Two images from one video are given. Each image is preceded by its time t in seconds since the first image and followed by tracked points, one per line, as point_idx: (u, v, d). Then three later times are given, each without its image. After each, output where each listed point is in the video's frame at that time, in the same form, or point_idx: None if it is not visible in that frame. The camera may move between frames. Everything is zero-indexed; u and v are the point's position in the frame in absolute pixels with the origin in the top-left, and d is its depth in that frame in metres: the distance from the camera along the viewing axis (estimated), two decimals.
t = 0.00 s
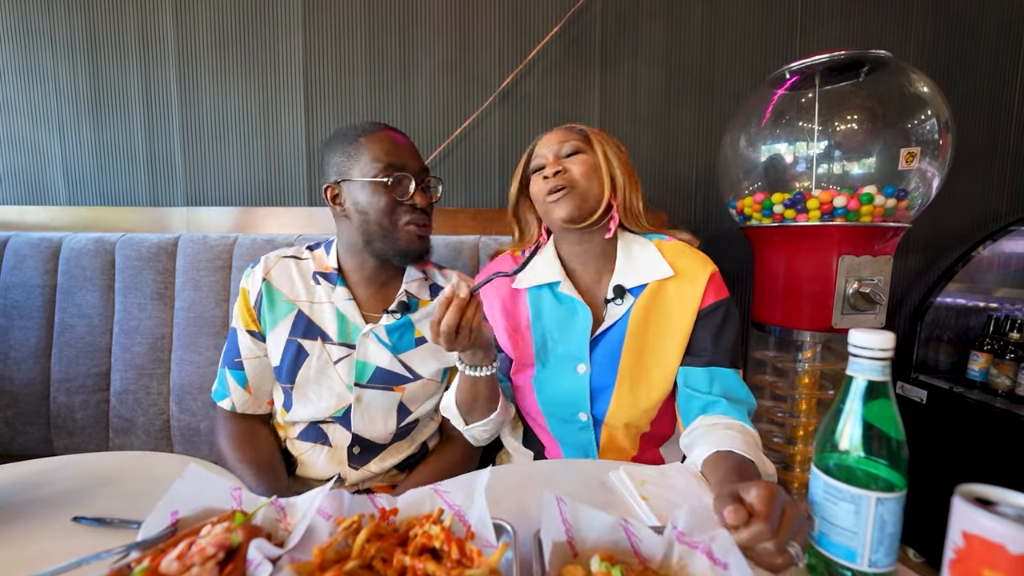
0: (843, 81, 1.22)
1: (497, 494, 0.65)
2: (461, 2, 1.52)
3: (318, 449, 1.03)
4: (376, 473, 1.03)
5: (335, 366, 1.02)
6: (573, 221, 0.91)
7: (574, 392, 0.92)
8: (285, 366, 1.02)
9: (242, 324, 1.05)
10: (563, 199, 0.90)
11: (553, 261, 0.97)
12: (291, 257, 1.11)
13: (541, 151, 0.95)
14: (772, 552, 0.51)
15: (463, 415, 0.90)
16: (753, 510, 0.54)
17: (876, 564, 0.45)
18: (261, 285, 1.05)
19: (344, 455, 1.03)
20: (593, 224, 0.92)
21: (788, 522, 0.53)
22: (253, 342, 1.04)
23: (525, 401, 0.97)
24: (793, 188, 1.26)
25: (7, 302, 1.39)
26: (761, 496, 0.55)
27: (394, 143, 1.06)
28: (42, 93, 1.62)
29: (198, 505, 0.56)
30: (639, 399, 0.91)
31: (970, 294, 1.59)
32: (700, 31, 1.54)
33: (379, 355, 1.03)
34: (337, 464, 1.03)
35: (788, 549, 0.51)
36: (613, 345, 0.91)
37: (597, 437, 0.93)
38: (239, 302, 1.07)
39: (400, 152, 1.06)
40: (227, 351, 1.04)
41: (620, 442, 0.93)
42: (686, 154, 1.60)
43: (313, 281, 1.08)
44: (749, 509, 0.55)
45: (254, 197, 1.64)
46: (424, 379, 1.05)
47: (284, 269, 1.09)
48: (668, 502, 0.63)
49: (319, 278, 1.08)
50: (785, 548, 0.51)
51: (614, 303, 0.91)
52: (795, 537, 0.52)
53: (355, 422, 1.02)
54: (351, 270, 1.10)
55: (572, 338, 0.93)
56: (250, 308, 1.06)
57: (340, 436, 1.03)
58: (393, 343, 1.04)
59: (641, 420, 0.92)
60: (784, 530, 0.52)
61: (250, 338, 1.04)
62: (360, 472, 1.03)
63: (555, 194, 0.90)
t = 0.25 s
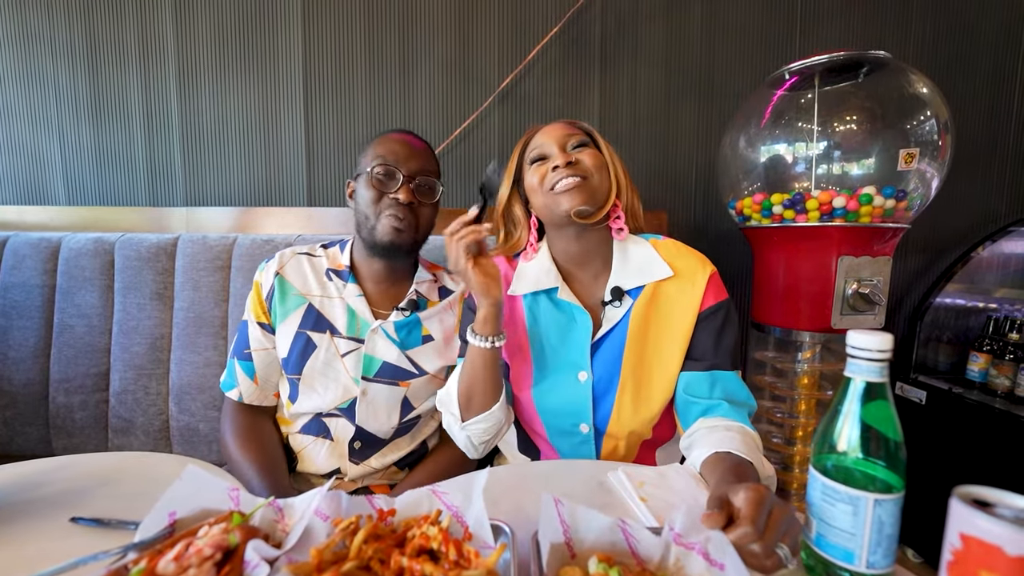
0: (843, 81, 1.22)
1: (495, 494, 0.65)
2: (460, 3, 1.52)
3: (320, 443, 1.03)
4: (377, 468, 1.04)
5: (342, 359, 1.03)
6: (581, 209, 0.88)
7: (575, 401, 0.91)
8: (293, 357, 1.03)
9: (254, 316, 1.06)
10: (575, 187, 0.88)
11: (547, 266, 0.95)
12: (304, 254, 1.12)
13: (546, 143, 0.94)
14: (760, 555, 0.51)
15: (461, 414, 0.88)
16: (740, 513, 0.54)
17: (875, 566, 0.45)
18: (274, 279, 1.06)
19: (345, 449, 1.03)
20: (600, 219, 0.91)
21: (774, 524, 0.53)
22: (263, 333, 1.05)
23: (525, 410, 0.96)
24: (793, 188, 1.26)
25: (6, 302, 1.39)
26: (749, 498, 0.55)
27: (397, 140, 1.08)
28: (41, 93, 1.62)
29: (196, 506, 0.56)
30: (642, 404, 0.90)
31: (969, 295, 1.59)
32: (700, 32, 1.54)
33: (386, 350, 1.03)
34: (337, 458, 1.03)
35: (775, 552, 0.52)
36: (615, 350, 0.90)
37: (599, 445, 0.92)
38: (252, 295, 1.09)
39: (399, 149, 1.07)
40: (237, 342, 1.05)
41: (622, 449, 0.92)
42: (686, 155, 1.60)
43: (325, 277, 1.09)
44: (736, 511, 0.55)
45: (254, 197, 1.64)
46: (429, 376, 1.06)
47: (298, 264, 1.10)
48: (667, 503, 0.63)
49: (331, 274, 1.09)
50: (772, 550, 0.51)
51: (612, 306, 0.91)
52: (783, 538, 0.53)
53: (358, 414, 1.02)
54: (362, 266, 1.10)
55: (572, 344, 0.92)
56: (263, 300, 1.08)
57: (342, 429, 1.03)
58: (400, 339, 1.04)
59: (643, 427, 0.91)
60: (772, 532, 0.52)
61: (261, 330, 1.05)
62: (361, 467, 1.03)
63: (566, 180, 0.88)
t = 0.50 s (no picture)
0: (841, 82, 1.22)
1: (493, 494, 0.65)
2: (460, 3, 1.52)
3: (323, 438, 1.04)
4: (380, 466, 1.03)
5: (351, 354, 1.03)
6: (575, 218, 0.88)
7: (567, 410, 0.90)
8: (302, 349, 1.04)
9: (266, 308, 1.08)
10: (570, 198, 0.86)
11: (539, 272, 0.95)
12: (320, 251, 1.14)
13: (541, 141, 0.91)
14: (759, 547, 0.52)
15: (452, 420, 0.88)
16: (737, 509, 0.55)
17: (871, 565, 0.45)
18: (288, 272, 1.08)
19: (348, 445, 1.03)
20: (595, 228, 0.91)
21: (772, 518, 0.54)
22: (274, 325, 1.06)
23: (518, 418, 0.95)
24: (792, 188, 1.26)
25: (5, 301, 1.39)
26: (747, 493, 0.55)
27: (411, 140, 1.12)
28: (40, 94, 1.62)
29: (194, 505, 0.56)
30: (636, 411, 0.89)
31: (968, 295, 1.59)
32: (699, 32, 1.54)
33: (395, 346, 1.03)
34: (340, 453, 1.03)
35: (774, 544, 0.53)
36: (609, 359, 0.89)
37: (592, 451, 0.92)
38: (266, 288, 1.10)
39: (413, 148, 1.10)
40: (249, 333, 1.07)
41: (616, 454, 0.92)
42: (685, 155, 1.60)
43: (339, 273, 1.10)
44: (734, 507, 0.55)
45: (254, 196, 1.64)
46: (435, 374, 1.05)
47: (313, 260, 1.11)
48: (664, 503, 0.63)
49: (345, 271, 1.10)
50: (770, 542, 0.52)
51: (607, 311, 0.91)
52: (782, 531, 0.55)
53: (364, 408, 1.01)
54: (375, 262, 1.11)
55: (565, 352, 0.91)
56: (276, 293, 1.09)
57: (347, 424, 1.03)
58: (409, 336, 1.04)
59: (637, 434, 0.91)
60: (770, 526, 0.53)
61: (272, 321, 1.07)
62: (365, 464, 1.02)
63: (560, 188, 0.87)
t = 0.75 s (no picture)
0: (841, 81, 1.22)
1: (493, 493, 0.65)
2: (460, 3, 1.52)
3: (325, 437, 1.03)
4: (381, 466, 1.04)
5: (353, 352, 1.03)
6: (568, 228, 0.87)
7: (565, 417, 0.90)
8: (304, 347, 1.04)
9: (268, 304, 1.08)
10: (566, 207, 0.86)
11: (534, 280, 0.94)
12: (324, 248, 1.13)
13: (534, 146, 0.89)
14: (757, 546, 0.52)
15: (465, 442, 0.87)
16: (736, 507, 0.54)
17: (871, 564, 0.45)
18: (292, 270, 1.08)
19: (350, 445, 1.03)
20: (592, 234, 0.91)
21: (771, 517, 0.54)
22: (276, 321, 1.06)
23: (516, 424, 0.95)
24: (792, 187, 1.26)
25: (5, 301, 1.39)
26: (745, 491, 0.55)
27: (418, 144, 1.10)
28: (40, 94, 1.62)
29: (193, 504, 0.56)
30: (634, 418, 0.89)
31: (968, 294, 1.59)
32: (699, 32, 1.54)
33: (398, 346, 1.03)
34: (342, 453, 1.03)
35: (774, 542, 0.53)
36: (605, 366, 0.88)
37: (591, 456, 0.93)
38: (269, 284, 1.10)
39: (420, 152, 1.09)
40: (250, 329, 1.06)
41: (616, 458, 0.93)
42: (685, 155, 1.60)
43: (344, 272, 1.10)
44: (732, 505, 0.55)
45: (253, 196, 1.64)
46: (438, 374, 1.05)
47: (317, 257, 1.11)
48: (663, 502, 0.63)
49: (350, 270, 1.10)
50: (769, 541, 0.52)
51: (604, 317, 0.89)
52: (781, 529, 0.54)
53: (366, 408, 1.02)
54: (380, 263, 1.12)
55: (562, 359, 0.91)
56: (278, 290, 1.09)
57: (348, 424, 1.03)
58: (412, 336, 1.04)
59: (635, 441, 0.90)
60: (769, 524, 0.53)
61: (273, 318, 1.06)
62: (366, 463, 1.03)
63: (553, 200, 0.85)
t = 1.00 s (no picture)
0: (841, 81, 1.22)
1: (493, 494, 0.65)
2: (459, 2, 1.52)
3: (323, 444, 1.03)
4: (381, 471, 1.04)
5: (350, 361, 1.03)
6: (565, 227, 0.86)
7: (561, 424, 0.91)
8: (299, 356, 1.04)
9: (261, 312, 1.07)
10: (573, 207, 0.84)
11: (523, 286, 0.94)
12: (316, 252, 1.13)
13: (557, 136, 0.88)
14: (758, 552, 0.51)
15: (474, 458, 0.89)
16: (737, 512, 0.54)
17: (873, 565, 0.45)
18: (283, 276, 1.07)
19: (349, 451, 1.03)
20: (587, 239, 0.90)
21: (770, 521, 0.53)
22: (269, 329, 1.06)
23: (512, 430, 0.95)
24: (793, 188, 1.26)
25: (5, 301, 1.39)
26: (745, 497, 0.55)
27: (411, 145, 1.09)
28: (40, 94, 1.62)
29: (194, 505, 0.56)
30: (630, 422, 0.89)
31: (969, 294, 1.59)
32: (699, 31, 1.54)
33: (395, 352, 1.03)
34: (340, 460, 1.03)
35: (774, 549, 0.52)
36: (598, 373, 0.88)
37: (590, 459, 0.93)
38: (261, 291, 1.10)
39: (410, 154, 1.08)
40: (244, 337, 1.07)
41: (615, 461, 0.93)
42: (685, 154, 1.60)
43: (336, 277, 1.09)
44: (733, 511, 0.55)
45: (253, 196, 1.64)
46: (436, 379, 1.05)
47: (308, 262, 1.11)
48: (664, 503, 0.63)
49: (342, 274, 1.09)
50: (770, 547, 0.52)
51: (594, 319, 0.89)
52: (781, 535, 0.54)
53: (364, 417, 1.01)
54: (373, 267, 1.11)
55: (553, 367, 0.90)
56: (270, 297, 1.09)
57: (346, 432, 1.03)
58: (409, 342, 1.03)
59: (632, 446, 0.91)
60: (769, 529, 0.53)
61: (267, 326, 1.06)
62: (366, 470, 1.03)
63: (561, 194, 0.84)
